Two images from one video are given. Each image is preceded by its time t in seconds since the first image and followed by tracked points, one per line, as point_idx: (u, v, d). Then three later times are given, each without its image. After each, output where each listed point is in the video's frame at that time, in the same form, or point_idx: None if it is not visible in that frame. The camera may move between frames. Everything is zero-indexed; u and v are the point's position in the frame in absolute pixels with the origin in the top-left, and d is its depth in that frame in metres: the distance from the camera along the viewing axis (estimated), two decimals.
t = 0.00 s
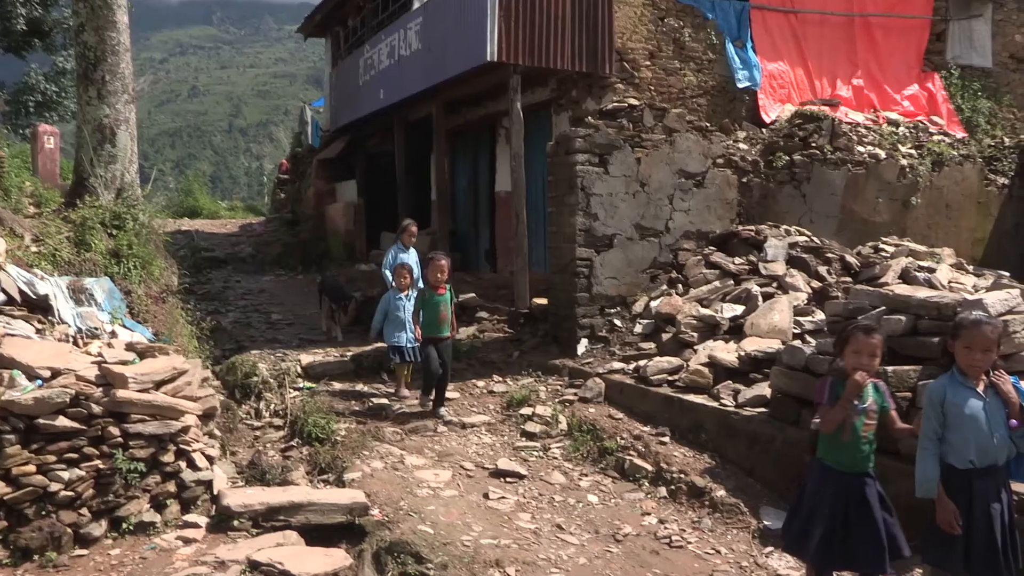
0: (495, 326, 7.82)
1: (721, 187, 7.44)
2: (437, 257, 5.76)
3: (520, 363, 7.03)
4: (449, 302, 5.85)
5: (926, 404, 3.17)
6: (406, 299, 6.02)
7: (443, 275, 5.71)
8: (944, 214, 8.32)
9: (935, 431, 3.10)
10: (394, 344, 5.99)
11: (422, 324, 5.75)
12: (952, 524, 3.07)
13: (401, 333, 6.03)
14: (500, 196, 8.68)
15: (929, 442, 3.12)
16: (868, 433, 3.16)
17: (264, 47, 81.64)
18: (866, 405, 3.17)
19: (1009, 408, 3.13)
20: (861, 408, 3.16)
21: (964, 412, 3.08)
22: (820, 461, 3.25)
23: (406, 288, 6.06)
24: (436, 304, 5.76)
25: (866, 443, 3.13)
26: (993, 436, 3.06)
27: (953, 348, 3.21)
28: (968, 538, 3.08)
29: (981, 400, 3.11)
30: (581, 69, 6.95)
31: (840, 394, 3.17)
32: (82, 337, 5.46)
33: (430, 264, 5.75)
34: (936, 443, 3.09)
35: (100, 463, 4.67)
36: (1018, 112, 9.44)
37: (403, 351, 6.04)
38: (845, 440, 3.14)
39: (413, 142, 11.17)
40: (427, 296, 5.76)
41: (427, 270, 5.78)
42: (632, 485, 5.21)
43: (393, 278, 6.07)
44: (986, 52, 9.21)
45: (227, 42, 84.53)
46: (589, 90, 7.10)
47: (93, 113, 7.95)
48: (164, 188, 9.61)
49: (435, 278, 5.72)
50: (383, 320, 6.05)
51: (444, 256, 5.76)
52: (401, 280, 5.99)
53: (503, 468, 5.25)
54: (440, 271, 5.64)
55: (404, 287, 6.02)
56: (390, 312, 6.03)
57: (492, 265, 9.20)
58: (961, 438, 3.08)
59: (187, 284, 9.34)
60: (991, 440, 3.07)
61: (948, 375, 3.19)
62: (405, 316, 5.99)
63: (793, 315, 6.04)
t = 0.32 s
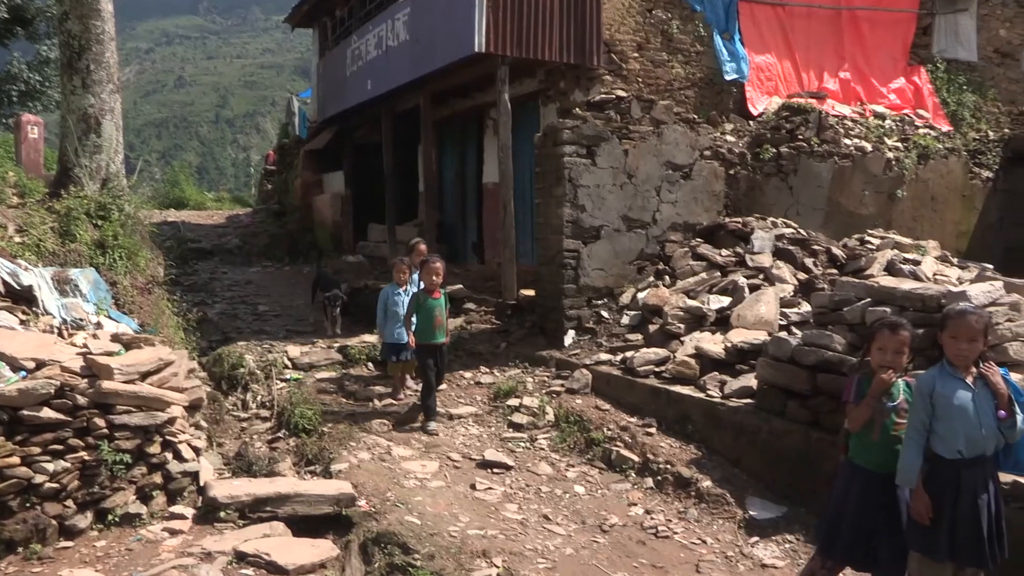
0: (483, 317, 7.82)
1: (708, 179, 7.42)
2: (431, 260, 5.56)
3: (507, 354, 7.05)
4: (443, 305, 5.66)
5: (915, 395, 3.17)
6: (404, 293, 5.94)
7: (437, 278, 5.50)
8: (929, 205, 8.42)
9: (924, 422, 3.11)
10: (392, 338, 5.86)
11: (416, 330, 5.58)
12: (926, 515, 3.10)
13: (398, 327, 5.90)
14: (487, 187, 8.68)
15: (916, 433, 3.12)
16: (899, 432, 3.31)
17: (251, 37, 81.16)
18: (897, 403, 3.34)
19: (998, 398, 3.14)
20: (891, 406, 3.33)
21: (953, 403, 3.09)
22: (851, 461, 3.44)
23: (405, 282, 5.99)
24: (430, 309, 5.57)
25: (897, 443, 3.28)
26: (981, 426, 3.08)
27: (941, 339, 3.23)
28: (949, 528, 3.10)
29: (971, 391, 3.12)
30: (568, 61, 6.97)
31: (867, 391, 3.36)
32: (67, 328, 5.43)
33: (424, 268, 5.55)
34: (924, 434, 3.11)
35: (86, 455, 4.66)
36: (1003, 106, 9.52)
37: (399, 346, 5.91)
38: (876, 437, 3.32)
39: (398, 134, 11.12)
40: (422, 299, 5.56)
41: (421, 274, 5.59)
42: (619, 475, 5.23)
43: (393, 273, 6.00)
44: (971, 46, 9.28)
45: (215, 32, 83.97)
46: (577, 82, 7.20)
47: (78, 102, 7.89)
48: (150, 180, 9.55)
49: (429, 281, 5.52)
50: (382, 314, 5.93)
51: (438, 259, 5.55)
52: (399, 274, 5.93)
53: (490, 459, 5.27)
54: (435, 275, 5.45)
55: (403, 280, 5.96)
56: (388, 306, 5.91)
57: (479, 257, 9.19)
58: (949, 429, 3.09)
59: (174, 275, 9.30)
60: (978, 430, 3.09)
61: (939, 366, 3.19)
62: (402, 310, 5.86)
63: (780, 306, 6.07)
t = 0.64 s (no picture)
0: (468, 308, 7.81)
1: (693, 169, 7.49)
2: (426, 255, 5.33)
3: (493, 344, 7.06)
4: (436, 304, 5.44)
5: (906, 383, 3.26)
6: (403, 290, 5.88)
7: (432, 275, 5.30)
8: (912, 195, 8.53)
9: (916, 409, 3.20)
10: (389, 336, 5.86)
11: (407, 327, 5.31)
12: (926, 502, 3.17)
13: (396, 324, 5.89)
14: (473, 178, 8.69)
15: (909, 420, 3.20)
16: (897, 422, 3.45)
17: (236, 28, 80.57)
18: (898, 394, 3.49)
19: (986, 386, 3.26)
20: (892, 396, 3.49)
21: (944, 389, 3.19)
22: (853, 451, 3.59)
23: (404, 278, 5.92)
24: (423, 306, 5.34)
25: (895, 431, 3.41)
26: (970, 413, 3.18)
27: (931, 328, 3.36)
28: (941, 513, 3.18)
29: (959, 377, 3.23)
30: (553, 51, 6.93)
31: (871, 380, 3.52)
32: (50, 320, 5.40)
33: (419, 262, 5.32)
34: (916, 421, 3.19)
35: (70, 447, 4.64)
36: (984, 97, 9.65)
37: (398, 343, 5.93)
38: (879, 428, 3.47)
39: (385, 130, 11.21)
40: (414, 295, 5.34)
41: (415, 269, 5.35)
42: (605, 465, 5.25)
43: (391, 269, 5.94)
44: (954, 38, 9.39)
45: (200, 23, 83.30)
46: (561, 72, 7.10)
47: (59, 92, 7.82)
48: (134, 171, 9.48)
49: (423, 277, 5.30)
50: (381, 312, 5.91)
51: (434, 255, 5.33)
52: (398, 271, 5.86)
53: (476, 449, 5.28)
54: (430, 272, 5.23)
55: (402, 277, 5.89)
56: (387, 303, 5.89)
57: (465, 248, 9.19)
58: (940, 414, 3.19)
59: (157, 267, 9.25)
60: (967, 416, 3.19)
61: (929, 354, 3.29)
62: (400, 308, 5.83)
63: (764, 297, 6.09)
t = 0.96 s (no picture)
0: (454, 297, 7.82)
1: (679, 157, 7.47)
2: (424, 253, 5.23)
3: (479, 333, 7.08)
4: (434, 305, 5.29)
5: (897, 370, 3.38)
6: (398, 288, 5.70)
7: (429, 273, 5.18)
8: (897, 184, 8.58)
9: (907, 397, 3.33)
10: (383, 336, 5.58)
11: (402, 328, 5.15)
12: (915, 487, 3.33)
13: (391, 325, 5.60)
14: (458, 166, 8.66)
15: (899, 407, 3.33)
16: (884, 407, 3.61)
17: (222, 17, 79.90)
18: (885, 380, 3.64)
19: (972, 373, 3.42)
20: (880, 383, 3.65)
21: (933, 376, 3.31)
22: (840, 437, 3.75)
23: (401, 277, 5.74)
24: (419, 306, 5.20)
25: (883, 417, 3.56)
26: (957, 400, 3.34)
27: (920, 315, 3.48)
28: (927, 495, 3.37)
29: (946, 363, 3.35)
30: (539, 40, 6.88)
31: (859, 366, 3.66)
32: (32, 309, 5.36)
33: (416, 260, 5.20)
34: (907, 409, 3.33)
35: (54, 437, 4.62)
36: (968, 87, 9.74)
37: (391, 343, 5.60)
38: (868, 414, 3.60)
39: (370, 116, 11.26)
40: (410, 295, 5.20)
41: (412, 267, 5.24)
42: (590, 453, 5.27)
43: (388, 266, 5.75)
44: (938, 28, 9.46)
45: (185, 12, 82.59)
46: (547, 61, 7.04)
47: (40, 79, 7.74)
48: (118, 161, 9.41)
49: (420, 275, 5.18)
50: (373, 305, 5.71)
51: (431, 253, 5.22)
52: (395, 269, 5.69)
53: (462, 437, 5.29)
54: (427, 269, 5.11)
55: (399, 275, 5.71)
56: (382, 300, 5.69)
57: (450, 237, 9.19)
58: (928, 401, 3.33)
59: (142, 257, 9.20)
60: (953, 401, 3.35)
61: (918, 341, 3.41)
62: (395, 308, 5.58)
63: (749, 285, 6.12)
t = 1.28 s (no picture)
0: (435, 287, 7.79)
1: (659, 146, 7.53)
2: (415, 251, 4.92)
3: (460, 322, 7.09)
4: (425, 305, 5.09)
5: (876, 355, 3.49)
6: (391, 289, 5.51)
7: (421, 273, 4.90)
8: (876, 173, 8.63)
9: (885, 381, 3.43)
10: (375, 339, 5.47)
11: (395, 331, 4.95)
12: (891, 471, 3.41)
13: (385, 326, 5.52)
14: (438, 155, 8.62)
15: (877, 391, 3.44)
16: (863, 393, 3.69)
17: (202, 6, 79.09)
18: (864, 365, 3.70)
19: (951, 359, 3.51)
20: (859, 368, 3.70)
21: (910, 361, 3.41)
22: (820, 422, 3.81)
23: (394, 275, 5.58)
24: (413, 307, 4.98)
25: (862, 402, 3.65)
26: (934, 386, 3.43)
27: (900, 301, 3.54)
28: (903, 479, 3.45)
29: (924, 349, 3.45)
30: (521, 29, 6.84)
31: (840, 351, 3.71)
32: (8, 299, 5.30)
33: (408, 259, 4.90)
34: (884, 393, 3.43)
35: (32, 428, 4.59)
36: (946, 77, 9.85)
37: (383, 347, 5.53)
38: (847, 399, 3.68)
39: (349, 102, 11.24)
40: (403, 297, 4.97)
41: (404, 265, 4.96)
42: (571, 440, 5.29)
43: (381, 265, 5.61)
44: (917, 19, 9.55)
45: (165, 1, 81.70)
46: (528, 50, 7.02)
47: (14, 66, 7.63)
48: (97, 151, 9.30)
49: (412, 275, 4.90)
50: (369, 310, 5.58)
51: (422, 251, 4.92)
52: (388, 267, 5.52)
53: (444, 427, 5.30)
54: (419, 270, 4.83)
55: (392, 274, 5.57)
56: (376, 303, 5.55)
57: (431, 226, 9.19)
58: (906, 386, 3.42)
59: (121, 247, 9.12)
60: (930, 387, 3.44)
61: (898, 327, 3.51)
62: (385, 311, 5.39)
63: (729, 273, 6.17)
